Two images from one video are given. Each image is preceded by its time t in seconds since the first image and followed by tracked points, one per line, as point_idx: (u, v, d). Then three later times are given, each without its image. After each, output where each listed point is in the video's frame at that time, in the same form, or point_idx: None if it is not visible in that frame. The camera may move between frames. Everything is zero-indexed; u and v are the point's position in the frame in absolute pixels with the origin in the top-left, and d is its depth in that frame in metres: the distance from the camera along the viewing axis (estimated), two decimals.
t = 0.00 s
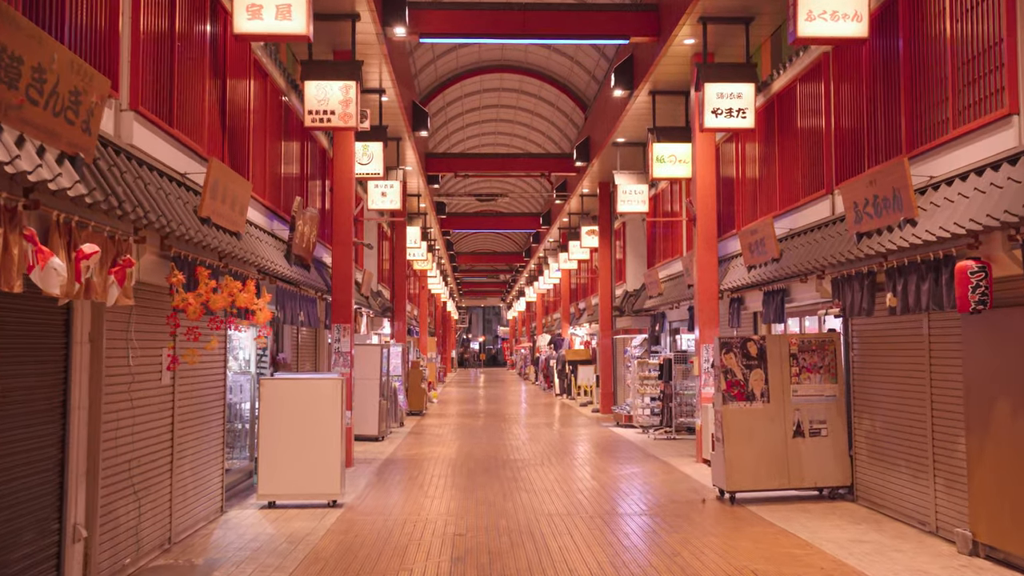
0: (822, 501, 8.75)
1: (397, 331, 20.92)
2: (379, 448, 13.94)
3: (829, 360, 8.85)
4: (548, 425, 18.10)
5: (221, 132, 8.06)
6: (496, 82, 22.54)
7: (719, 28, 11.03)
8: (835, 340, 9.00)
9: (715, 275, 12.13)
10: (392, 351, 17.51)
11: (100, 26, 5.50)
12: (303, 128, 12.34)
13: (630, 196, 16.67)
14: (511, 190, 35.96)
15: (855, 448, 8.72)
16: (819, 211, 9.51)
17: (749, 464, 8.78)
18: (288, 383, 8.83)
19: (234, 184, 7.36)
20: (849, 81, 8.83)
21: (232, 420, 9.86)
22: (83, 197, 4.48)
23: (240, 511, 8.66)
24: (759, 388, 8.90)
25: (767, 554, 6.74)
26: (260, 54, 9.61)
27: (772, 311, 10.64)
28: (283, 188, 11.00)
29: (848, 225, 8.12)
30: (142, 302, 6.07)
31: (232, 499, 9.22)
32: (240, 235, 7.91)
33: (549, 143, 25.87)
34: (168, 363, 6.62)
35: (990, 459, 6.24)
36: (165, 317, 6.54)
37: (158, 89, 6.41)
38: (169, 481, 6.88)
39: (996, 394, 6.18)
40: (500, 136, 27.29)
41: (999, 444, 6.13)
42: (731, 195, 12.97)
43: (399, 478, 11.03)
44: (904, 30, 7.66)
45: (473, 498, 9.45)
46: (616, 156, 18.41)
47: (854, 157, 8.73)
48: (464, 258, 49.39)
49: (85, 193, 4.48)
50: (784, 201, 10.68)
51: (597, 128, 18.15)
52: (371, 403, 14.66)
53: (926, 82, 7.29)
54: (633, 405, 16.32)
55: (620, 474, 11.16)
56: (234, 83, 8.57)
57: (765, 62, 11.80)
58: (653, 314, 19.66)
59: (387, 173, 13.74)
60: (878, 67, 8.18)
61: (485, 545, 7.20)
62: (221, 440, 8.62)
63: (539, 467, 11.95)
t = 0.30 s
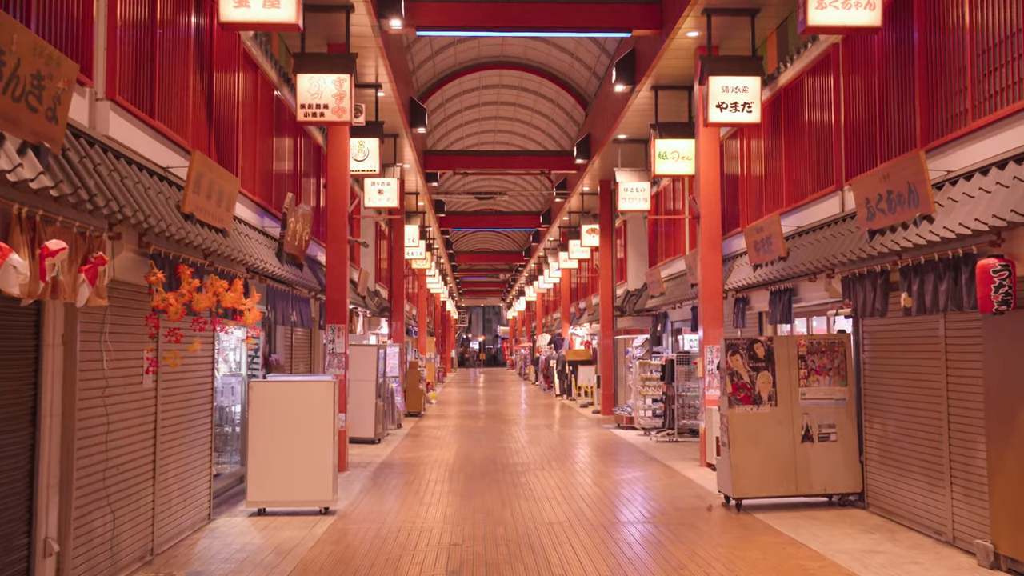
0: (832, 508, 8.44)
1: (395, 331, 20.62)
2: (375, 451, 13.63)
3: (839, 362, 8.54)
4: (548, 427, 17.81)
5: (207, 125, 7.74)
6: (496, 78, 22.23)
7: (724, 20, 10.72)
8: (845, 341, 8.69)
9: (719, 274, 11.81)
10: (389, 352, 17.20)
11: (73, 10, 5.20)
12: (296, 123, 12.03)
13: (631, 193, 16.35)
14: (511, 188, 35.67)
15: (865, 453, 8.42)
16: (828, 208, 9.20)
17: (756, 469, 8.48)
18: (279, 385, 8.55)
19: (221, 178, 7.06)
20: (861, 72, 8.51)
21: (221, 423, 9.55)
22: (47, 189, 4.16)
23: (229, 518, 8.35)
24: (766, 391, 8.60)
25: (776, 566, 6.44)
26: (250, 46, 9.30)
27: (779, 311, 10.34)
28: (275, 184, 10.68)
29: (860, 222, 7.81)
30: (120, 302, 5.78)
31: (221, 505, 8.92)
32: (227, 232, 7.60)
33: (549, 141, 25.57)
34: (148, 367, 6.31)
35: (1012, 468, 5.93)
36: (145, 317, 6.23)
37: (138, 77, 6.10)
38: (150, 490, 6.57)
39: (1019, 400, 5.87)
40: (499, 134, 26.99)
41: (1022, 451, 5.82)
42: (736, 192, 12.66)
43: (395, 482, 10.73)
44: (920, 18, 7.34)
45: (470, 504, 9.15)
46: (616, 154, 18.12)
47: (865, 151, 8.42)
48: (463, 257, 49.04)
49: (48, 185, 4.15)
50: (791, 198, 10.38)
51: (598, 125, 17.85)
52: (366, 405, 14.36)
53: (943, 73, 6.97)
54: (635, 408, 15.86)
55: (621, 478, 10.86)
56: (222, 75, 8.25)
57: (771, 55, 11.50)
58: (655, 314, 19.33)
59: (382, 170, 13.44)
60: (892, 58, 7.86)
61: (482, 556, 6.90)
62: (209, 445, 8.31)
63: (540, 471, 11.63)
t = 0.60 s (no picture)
0: (843, 514, 8.12)
1: (393, 331, 20.30)
2: (372, 452, 13.31)
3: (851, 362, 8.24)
4: (548, 428, 17.50)
5: (194, 114, 7.43)
6: (496, 74, 21.93)
7: (731, 10, 10.40)
8: (858, 340, 8.39)
9: (725, 271, 11.50)
10: (386, 352, 16.88)
11: None
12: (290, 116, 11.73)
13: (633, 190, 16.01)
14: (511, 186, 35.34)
15: (879, 456, 8.11)
16: (839, 203, 8.89)
17: (766, 472, 8.16)
18: (269, 386, 8.23)
19: (208, 167, 6.75)
20: (874, 61, 8.20)
21: (211, 424, 9.23)
22: (10, 170, 3.85)
23: (218, 523, 8.03)
24: (776, 392, 8.28)
25: None
26: (242, 33, 8.99)
27: (787, 309, 10.03)
28: (268, 178, 10.38)
29: (875, 215, 7.49)
30: (96, 297, 5.47)
31: (210, 509, 8.60)
32: (215, 225, 7.29)
33: (550, 138, 25.26)
34: (129, 364, 6.00)
35: None
36: (125, 313, 5.91)
37: (119, 60, 5.79)
38: (132, 495, 6.26)
39: None
40: (499, 131, 26.69)
41: None
42: (742, 188, 12.36)
43: (391, 485, 10.40)
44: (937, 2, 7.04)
45: (468, 508, 8.83)
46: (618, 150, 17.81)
47: (879, 142, 8.11)
48: (462, 257, 48.70)
49: (11, 165, 3.85)
50: (800, 193, 10.08)
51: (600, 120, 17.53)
52: (363, 405, 14.04)
53: (963, 58, 6.67)
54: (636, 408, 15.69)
55: (624, 481, 10.54)
56: (210, 62, 7.94)
57: (778, 46, 11.20)
58: (658, 314, 19.01)
59: (379, 165, 13.12)
60: (907, 45, 7.56)
61: (480, 564, 6.58)
62: (197, 447, 8.00)
63: (540, 473, 11.32)
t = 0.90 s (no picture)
0: (855, 522, 7.81)
1: (390, 332, 20.00)
2: (368, 457, 13.01)
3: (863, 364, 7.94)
4: (548, 431, 17.20)
5: (179, 106, 7.14)
6: (495, 71, 21.65)
7: (736, 2, 10.09)
8: (870, 342, 8.10)
9: (730, 271, 11.20)
10: (384, 354, 16.58)
11: None
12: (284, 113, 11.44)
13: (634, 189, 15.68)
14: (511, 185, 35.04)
15: (892, 462, 7.82)
16: (850, 200, 8.59)
17: (774, 479, 7.86)
18: (260, 389, 7.94)
19: (193, 162, 6.45)
20: (887, 52, 7.91)
21: (200, 429, 8.93)
22: None
23: (206, 532, 7.73)
24: (785, 395, 7.98)
25: None
26: (231, 25, 8.71)
27: (795, 310, 9.74)
28: (259, 175, 10.09)
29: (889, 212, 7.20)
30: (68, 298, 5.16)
31: (199, 517, 8.30)
32: (202, 222, 7.00)
33: (550, 137, 24.98)
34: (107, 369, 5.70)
35: None
36: (101, 315, 5.61)
37: (96, 47, 5.49)
38: (112, 505, 5.95)
39: None
40: (499, 130, 26.42)
41: None
42: (747, 185, 12.07)
43: (387, 491, 10.11)
44: None
45: (465, 516, 8.53)
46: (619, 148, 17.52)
47: (893, 137, 7.81)
48: (462, 257, 48.40)
49: None
50: (808, 190, 9.79)
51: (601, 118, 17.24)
52: (359, 408, 13.74)
53: (982, 48, 6.37)
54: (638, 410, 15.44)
55: (627, 487, 10.24)
56: (198, 54, 7.66)
57: (785, 40, 10.90)
58: (660, 314, 18.72)
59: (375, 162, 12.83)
60: (921, 34, 7.27)
61: None
62: (184, 454, 7.69)
63: (540, 479, 11.02)
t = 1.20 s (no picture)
0: (867, 529, 7.50)
1: (388, 332, 19.68)
2: (364, 459, 12.71)
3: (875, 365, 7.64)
4: (548, 433, 16.89)
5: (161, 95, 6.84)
6: (495, 68, 21.35)
7: None
8: (882, 342, 7.80)
9: (734, 268, 10.89)
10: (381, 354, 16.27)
11: None
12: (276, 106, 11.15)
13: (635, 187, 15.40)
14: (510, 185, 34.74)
15: (905, 467, 7.51)
16: (861, 195, 8.28)
17: (783, 484, 7.55)
18: (248, 391, 7.63)
19: (175, 151, 6.15)
20: (900, 41, 7.61)
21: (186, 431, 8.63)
22: None
23: (192, 539, 7.42)
24: (794, 397, 7.67)
25: None
26: (219, 13, 8.41)
27: (802, 309, 9.43)
28: (250, 169, 9.78)
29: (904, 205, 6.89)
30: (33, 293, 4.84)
31: (184, 523, 8.00)
32: (185, 214, 6.69)
33: (550, 135, 24.68)
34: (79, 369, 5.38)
35: None
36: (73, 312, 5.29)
37: (69, 28, 5.19)
38: (87, 512, 5.64)
39: None
40: (499, 128, 26.11)
41: None
42: (752, 181, 11.76)
43: (381, 495, 9.81)
44: None
45: (461, 522, 8.23)
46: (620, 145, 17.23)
47: (906, 128, 7.51)
48: (461, 257, 48.10)
49: None
50: (817, 184, 9.49)
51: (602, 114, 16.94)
52: (354, 409, 13.43)
53: (1002, 32, 6.07)
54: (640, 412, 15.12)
55: (628, 492, 9.93)
56: (182, 41, 7.35)
57: (792, 31, 10.60)
58: (661, 315, 18.43)
59: (370, 157, 12.52)
60: (937, 21, 6.97)
61: None
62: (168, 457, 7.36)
63: (540, 482, 10.71)
